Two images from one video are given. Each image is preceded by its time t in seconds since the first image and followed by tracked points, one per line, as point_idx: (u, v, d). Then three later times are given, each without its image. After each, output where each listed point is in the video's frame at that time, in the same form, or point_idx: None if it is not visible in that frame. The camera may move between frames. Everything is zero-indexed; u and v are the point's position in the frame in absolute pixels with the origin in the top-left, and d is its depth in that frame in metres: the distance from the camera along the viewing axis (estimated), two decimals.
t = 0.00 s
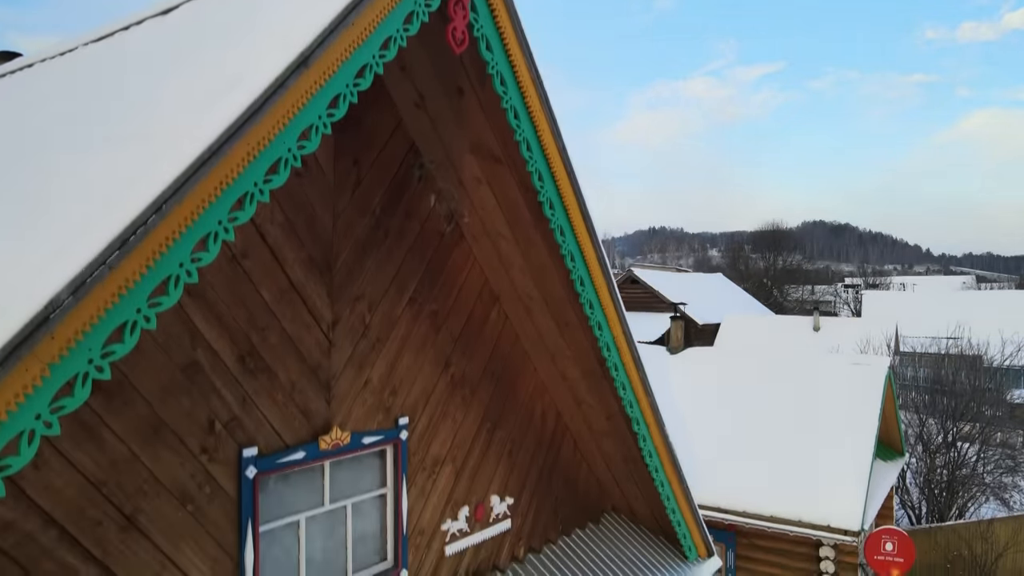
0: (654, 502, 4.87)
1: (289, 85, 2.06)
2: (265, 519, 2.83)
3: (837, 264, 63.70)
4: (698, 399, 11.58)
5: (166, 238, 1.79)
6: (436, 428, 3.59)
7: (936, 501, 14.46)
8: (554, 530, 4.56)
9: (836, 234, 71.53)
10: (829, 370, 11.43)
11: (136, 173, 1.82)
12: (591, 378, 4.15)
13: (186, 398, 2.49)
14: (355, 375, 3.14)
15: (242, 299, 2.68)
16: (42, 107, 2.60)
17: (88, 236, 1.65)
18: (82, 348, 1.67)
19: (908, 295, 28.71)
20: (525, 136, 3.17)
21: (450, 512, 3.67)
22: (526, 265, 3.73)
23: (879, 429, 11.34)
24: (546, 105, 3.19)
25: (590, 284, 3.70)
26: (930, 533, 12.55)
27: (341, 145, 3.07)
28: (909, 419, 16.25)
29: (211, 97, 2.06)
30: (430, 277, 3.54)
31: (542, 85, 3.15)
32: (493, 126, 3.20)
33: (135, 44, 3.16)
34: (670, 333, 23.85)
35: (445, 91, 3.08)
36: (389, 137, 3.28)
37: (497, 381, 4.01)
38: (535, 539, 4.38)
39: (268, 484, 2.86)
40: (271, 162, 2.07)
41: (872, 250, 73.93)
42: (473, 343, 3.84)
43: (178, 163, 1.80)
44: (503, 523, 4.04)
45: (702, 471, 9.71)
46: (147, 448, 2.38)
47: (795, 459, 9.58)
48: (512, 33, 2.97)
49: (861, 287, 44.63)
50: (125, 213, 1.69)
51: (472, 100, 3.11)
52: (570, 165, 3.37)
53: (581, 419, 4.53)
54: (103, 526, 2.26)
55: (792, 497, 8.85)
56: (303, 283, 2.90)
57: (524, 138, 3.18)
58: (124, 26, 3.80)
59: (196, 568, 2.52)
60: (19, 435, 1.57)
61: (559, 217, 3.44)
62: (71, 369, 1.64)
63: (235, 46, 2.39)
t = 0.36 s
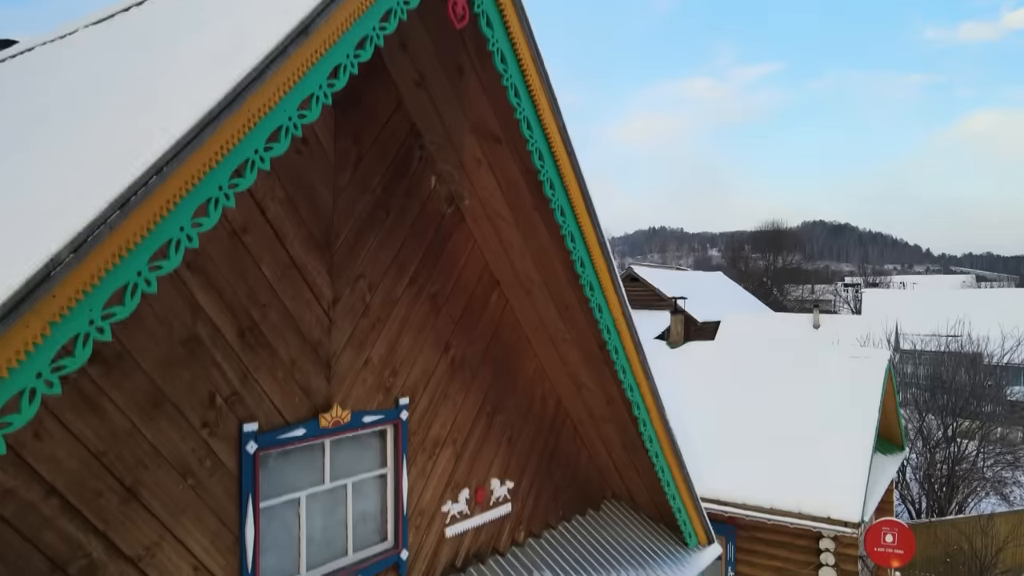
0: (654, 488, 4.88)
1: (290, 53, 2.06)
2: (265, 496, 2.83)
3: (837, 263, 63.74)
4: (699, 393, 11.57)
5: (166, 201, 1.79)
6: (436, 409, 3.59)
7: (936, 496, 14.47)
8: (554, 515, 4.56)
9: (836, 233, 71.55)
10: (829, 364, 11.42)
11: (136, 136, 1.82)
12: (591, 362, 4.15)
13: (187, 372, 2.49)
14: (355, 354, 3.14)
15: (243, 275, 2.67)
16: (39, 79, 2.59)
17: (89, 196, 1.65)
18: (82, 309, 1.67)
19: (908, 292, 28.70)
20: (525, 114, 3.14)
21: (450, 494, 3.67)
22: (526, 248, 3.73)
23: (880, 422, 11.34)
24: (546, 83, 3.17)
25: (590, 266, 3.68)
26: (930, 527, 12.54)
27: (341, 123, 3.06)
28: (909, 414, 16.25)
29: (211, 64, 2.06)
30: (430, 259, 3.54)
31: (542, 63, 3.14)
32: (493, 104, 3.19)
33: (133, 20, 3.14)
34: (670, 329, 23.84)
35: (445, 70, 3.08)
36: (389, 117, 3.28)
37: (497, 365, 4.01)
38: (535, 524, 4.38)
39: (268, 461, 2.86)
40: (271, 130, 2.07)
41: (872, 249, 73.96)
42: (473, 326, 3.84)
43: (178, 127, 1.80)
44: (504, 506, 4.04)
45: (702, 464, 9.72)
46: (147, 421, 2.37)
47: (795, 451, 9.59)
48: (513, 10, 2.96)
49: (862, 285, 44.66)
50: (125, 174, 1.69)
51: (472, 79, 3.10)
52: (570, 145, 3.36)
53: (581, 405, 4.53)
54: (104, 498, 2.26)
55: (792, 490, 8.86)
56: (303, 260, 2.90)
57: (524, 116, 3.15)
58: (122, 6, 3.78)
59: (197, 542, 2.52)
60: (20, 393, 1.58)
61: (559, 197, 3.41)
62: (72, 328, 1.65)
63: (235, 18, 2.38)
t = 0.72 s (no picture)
0: (654, 473, 4.89)
1: (290, 20, 2.06)
2: (265, 472, 2.83)
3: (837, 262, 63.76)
4: (698, 386, 11.57)
5: (166, 164, 1.79)
6: (436, 390, 3.59)
7: (936, 490, 14.46)
8: (554, 500, 4.56)
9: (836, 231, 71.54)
10: (828, 357, 11.43)
11: (136, 99, 1.81)
12: (591, 345, 4.15)
13: (187, 344, 2.49)
14: (355, 332, 3.14)
15: (243, 249, 2.67)
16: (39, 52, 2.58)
17: (89, 155, 1.65)
18: (83, 268, 1.66)
19: (908, 289, 28.71)
20: (525, 92, 3.14)
21: (450, 476, 3.67)
22: (527, 229, 3.74)
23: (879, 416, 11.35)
24: (546, 62, 3.17)
25: (590, 247, 3.68)
26: (930, 521, 12.41)
27: (341, 101, 3.06)
28: (908, 409, 16.26)
29: (211, 31, 2.06)
30: (430, 240, 3.54)
31: (542, 41, 3.14)
32: (493, 83, 3.19)
33: None
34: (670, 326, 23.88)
35: (445, 48, 3.07)
36: (389, 97, 3.27)
37: (497, 348, 4.01)
38: (535, 508, 4.38)
39: (268, 437, 2.86)
40: (272, 98, 2.07)
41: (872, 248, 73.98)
42: (474, 308, 3.84)
43: (179, 90, 1.80)
44: (503, 489, 4.04)
45: (702, 456, 9.72)
46: (148, 392, 2.37)
47: (795, 444, 9.59)
48: None
49: (861, 284, 44.69)
50: (126, 134, 1.69)
51: (472, 57, 3.10)
52: (570, 124, 3.36)
53: (581, 390, 4.53)
54: (105, 468, 2.26)
55: (792, 481, 8.86)
56: (303, 236, 2.90)
57: (524, 95, 3.15)
58: None
59: (197, 515, 2.52)
60: (21, 350, 1.58)
61: (559, 176, 3.41)
62: (72, 287, 1.64)
63: None
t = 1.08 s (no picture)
0: (654, 459, 4.90)
1: None
2: (266, 448, 2.83)
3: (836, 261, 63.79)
4: (698, 380, 11.57)
5: (167, 127, 1.79)
6: (436, 371, 3.59)
7: (936, 485, 14.47)
8: (554, 485, 4.55)
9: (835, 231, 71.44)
10: (828, 351, 11.43)
11: (136, 63, 1.81)
12: (591, 329, 4.15)
13: (187, 317, 2.49)
14: (355, 311, 3.14)
15: (243, 224, 2.67)
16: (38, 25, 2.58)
17: (89, 115, 1.65)
18: (83, 229, 1.66)
19: (908, 287, 28.71)
20: (525, 71, 3.16)
21: (450, 458, 3.67)
22: (526, 211, 3.74)
23: (879, 409, 11.36)
24: (546, 40, 3.18)
25: (590, 229, 3.70)
26: (930, 516, 12.37)
27: (341, 80, 3.06)
28: (909, 405, 16.27)
29: None
30: (430, 221, 3.54)
31: (542, 20, 3.15)
32: (494, 62, 3.19)
33: None
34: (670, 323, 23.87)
35: (445, 27, 3.07)
36: (389, 77, 3.27)
37: (497, 332, 4.00)
38: (535, 493, 4.37)
39: (269, 414, 2.86)
40: (272, 67, 2.07)
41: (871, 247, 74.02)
42: (474, 291, 3.84)
43: (179, 54, 1.79)
44: (503, 473, 4.04)
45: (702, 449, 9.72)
46: (148, 364, 2.38)
47: (795, 437, 9.60)
48: None
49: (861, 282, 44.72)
50: (126, 96, 1.69)
51: (472, 36, 3.10)
52: (570, 104, 3.38)
53: (581, 375, 4.53)
54: (105, 439, 2.26)
55: (792, 473, 8.86)
56: (303, 213, 2.90)
57: (524, 73, 3.16)
58: None
59: (197, 488, 2.52)
60: (21, 309, 1.58)
61: (559, 156, 3.43)
62: (72, 247, 1.64)
63: None
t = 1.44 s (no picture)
0: (654, 446, 4.90)
1: None
2: (266, 426, 2.83)
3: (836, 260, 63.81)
4: (699, 374, 11.57)
5: (167, 92, 1.79)
6: (436, 353, 3.59)
7: (936, 480, 14.47)
8: (554, 471, 4.54)
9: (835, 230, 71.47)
10: (829, 346, 11.44)
11: (136, 28, 1.81)
12: (591, 313, 4.15)
13: (188, 292, 2.49)
14: (356, 291, 3.14)
15: (244, 201, 2.67)
16: None
17: (90, 78, 1.65)
18: (83, 191, 1.66)
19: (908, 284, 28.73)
20: (525, 50, 3.18)
21: (450, 441, 3.67)
22: (527, 194, 3.74)
23: (879, 403, 11.37)
24: (546, 20, 3.21)
25: (590, 212, 3.72)
26: (930, 511, 12.37)
27: (342, 59, 3.06)
28: (908, 401, 16.28)
29: None
30: (431, 203, 3.54)
31: None
32: (494, 42, 3.19)
33: None
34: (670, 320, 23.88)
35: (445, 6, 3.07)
36: (390, 58, 3.27)
37: (497, 316, 4.00)
38: (535, 479, 4.37)
39: (269, 391, 2.86)
40: (272, 36, 2.06)
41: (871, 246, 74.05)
42: (474, 274, 3.83)
43: (179, 19, 1.79)
44: (503, 457, 4.04)
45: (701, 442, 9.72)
46: (149, 337, 2.37)
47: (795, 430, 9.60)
48: None
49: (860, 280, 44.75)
50: (127, 59, 1.69)
51: (473, 15, 3.10)
52: (570, 85, 3.39)
53: (581, 360, 4.52)
54: (106, 411, 2.26)
55: (792, 466, 8.87)
56: (303, 191, 2.90)
57: (524, 53, 3.18)
58: None
59: (197, 463, 2.52)
60: (22, 269, 1.57)
61: (559, 137, 3.45)
62: (73, 209, 1.64)
63: None
